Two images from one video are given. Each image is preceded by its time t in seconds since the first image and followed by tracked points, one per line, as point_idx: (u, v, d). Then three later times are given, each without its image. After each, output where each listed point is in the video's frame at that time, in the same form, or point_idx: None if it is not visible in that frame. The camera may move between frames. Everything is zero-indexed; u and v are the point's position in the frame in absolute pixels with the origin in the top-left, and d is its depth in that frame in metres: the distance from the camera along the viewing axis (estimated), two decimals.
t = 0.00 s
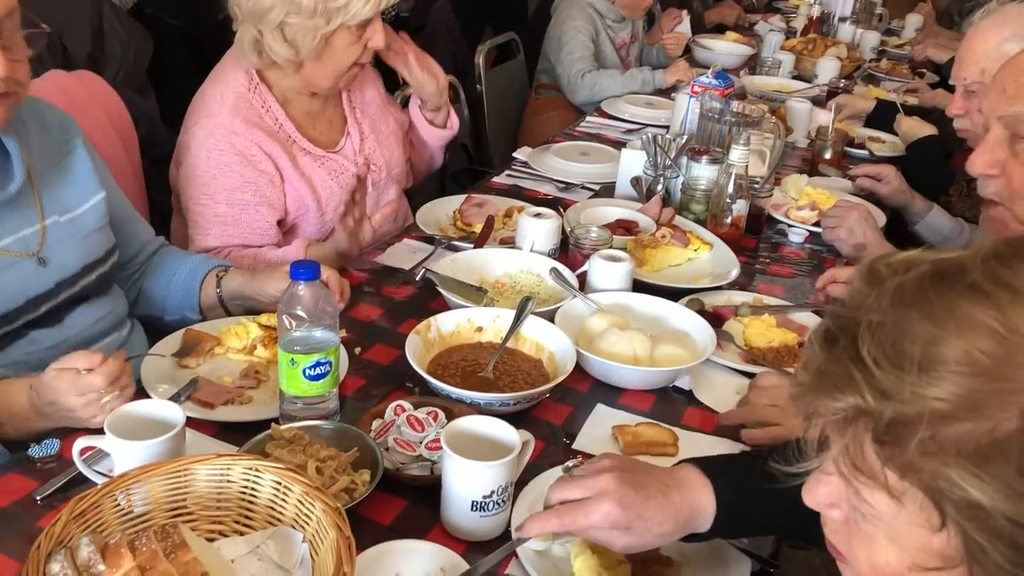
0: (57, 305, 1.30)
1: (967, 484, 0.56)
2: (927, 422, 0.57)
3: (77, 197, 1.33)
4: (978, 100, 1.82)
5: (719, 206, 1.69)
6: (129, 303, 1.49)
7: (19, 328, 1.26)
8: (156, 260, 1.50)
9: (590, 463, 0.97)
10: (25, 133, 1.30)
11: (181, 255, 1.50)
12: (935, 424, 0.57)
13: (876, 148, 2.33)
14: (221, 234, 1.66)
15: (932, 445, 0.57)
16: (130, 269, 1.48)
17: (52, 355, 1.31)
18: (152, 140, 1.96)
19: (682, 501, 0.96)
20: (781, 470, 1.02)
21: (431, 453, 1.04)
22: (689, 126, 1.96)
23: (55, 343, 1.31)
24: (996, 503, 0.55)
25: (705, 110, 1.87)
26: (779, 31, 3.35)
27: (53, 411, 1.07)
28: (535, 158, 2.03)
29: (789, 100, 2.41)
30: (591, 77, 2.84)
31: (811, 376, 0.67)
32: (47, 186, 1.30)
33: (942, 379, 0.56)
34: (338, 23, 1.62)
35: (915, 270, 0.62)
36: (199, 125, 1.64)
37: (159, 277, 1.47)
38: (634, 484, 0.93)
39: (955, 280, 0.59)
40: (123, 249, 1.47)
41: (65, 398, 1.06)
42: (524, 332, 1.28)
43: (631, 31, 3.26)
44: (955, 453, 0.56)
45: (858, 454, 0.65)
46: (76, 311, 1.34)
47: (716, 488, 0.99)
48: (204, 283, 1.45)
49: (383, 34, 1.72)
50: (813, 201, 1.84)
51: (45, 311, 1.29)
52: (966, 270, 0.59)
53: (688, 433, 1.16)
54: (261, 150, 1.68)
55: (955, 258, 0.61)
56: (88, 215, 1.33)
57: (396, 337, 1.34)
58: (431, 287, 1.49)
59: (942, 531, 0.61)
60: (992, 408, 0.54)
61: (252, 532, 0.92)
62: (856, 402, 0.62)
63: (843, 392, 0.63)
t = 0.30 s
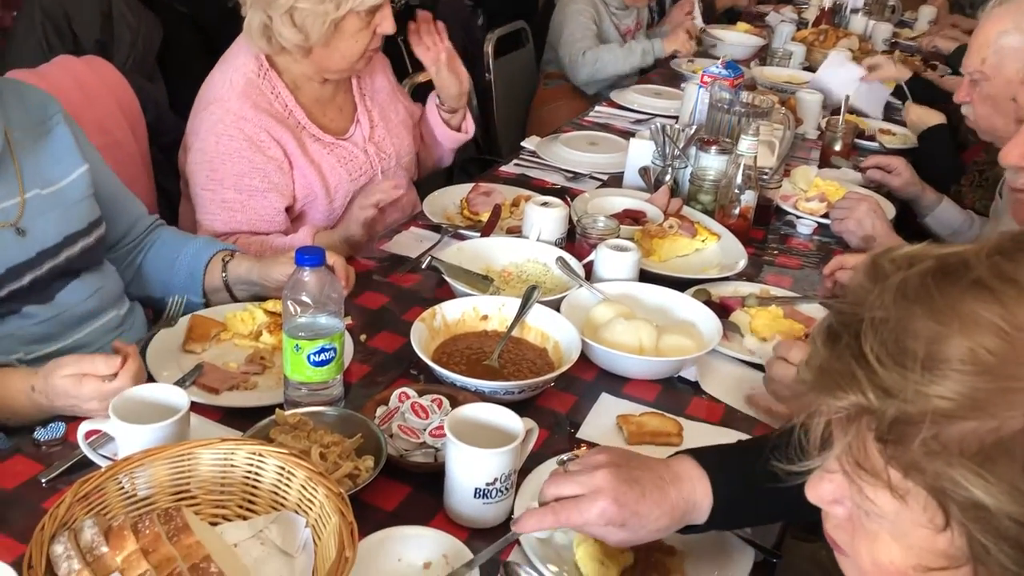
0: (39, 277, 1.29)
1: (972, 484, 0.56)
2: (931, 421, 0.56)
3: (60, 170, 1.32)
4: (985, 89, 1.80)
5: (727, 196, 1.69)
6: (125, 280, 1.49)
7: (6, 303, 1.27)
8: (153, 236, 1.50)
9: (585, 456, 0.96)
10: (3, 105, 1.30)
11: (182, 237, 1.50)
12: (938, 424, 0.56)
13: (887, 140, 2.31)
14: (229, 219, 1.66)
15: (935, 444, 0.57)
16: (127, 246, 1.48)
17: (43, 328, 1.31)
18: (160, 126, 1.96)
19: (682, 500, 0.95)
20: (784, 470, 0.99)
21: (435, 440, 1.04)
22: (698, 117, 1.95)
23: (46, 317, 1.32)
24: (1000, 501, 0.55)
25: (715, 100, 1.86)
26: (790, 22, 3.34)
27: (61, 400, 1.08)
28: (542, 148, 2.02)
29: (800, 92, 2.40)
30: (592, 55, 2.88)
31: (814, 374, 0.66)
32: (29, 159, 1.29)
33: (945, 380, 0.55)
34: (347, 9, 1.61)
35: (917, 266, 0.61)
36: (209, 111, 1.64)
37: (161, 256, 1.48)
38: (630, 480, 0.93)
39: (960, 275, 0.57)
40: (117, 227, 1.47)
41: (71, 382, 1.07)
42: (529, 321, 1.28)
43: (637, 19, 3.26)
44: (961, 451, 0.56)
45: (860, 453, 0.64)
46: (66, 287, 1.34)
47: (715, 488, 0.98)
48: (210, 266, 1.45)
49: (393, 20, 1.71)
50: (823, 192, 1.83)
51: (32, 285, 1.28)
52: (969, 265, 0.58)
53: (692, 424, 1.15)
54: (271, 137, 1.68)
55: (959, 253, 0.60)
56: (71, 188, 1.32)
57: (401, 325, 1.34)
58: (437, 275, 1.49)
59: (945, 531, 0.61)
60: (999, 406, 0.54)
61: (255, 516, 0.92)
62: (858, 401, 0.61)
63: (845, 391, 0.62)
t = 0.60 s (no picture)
0: (51, 259, 1.30)
1: (999, 467, 0.55)
2: (959, 405, 0.56)
3: (73, 152, 1.33)
4: (1004, 71, 1.79)
5: (741, 183, 1.68)
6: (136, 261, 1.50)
7: (18, 284, 1.27)
8: (164, 219, 1.50)
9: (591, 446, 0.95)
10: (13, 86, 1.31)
11: (193, 219, 1.50)
12: (966, 408, 0.55)
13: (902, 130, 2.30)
14: (242, 200, 1.66)
15: (963, 427, 0.56)
16: (138, 227, 1.49)
17: (54, 311, 1.32)
18: (173, 108, 1.96)
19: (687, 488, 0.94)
20: (805, 452, 0.97)
21: (445, 423, 1.04)
22: (712, 104, 1.94)
23: (59, 298, 1.32)
24: None
25: (728, 88, 1.84)
26: (805, 9, 3.31)
27: (73, 379, 1.08)
28: (555, 134, 2.02)
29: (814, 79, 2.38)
30: (591, 33, 2.95)
31: (838, 357, 0.65)
32: (40, 142, 1.30)
33: (975, 362, 0.54)
34: None
35: (945, 249, 0.61)
36: (224, 92, 1.64)
37: (171, 239, 1.48)
38: (632, 468, 0.91)
39: (992, 260, 0.57)
40: (127, 207, 1.47)
41: (84, 361, 1.07)
42: (540, 306, 1.28)
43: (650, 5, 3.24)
44: (988, 435, 0.55)
45: (883, 436, 0.63)
46: (80, 268, 1.35)
47: (723, 474, 0.96)
48: (222, 249, 1.45)
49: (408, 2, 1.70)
50: (837, 181, 1.82)
51: (47, 267, 1.30)
52: (1000, 250, 0.58)
53: (703, 411, 1.15)
54: (285, 119, 1.68)
55: (988, 236, 0.60)
56: (83, 169, 1.32)
57: (412, 309, 1.33)
58: (449, 260, 1.49)
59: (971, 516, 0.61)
60: None
61: (265, 496, 0.92)
62: (884, 383, 0.60)
63: (870, 373, 0.61)
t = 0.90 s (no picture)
0: (54, 236, 1.30)
1: None
2: (995, 381, 0.56)
3: (79, 129, 1.33)
4: None
5: (757, 170, 1.67)
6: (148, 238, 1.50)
7: (23, 265, 1.28)
8: (176, 199, 1.51)
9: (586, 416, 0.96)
10: (19, 62, 1.30)
11: (206, 200, 1.50)
12: (1003, 384, 0.55)
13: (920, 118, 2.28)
14: (259, 179, 1.66)
15: (998, 404, 0.56)
16: (154, 205, 1.49)
17: (62, 292, 1.33)
18: (188, 88, 1.96)
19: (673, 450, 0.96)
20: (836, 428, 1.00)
21: (457, 405, 1.05)
22: (729, 90, 1.94)
23: (67, 278, 1.33)
24: None
25: (746, 74, 1.83)
26: None
27: (87, 355, 1.09)
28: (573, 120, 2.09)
29: (832, 67, 2.37)
30: (607, 19, 2.93)
31: (870, 334, 0.66)
32: (47, 119, 1.30)
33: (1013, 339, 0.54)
34: None
35: (984, 227, 0.60)
36: (245, 70, 1.64)
37: (185, 218, 1.49)
38: (613, 423, 0.94)
39: None
40: (141, 184, 1.48)
41: (97, 338, 1.07)
42: (554, 291, 1.27)
43: None
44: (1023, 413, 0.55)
45: (914, 412, 0.63)
46: (87, 246, 1.35)
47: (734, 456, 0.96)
48: (238, 228, 1.45)
49: None
50: (854, 169, 1.81)
51: (52, 245, 1.31)
52: None
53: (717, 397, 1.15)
54: (303, 100, 1.67)
55: None
56: (90, 146, 1.33)
57: (425, 292, 1.33)
58: (462, 243, 1.49)
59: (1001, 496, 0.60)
60: None
61: (278, 474, 0.93)
62: (918, 358, 0.60)
63: (905, 348, 0.61)
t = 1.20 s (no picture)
0: (30, 223, 1.27)
1: None
2: None
3: (67, 111, 1.29)
4: None
5: (773, 157, 1.66)
6: (154, 216, 1.50)
7: (4, 254, 1.27)
8: (181, 175, 1.50)
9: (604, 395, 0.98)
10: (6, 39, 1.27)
11: (215, 177, 1.50)
12: None
13: (939, 107, 2.26)
14: (278, 159, 1.66)
15: None
16: (156, 183, 1.49)
17: (49, 279, 1.32)
18: (203, 66, 1.96)
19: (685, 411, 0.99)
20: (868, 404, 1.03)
21: (470, 386, 1.05)
22: (746, 76, 1.90)
23: (51, 267, 1.32)
24: None
25: (765, 59, 1.82)
26: None
27: (98, 329, 1.09)
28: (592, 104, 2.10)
29: (851, 53, 2.35)
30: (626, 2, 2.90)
31: (908, 304, 0.64)
32: (33, 101, 1.26)
33: None
34: None
35: None
36: (266, 49, 1.64)
37: (192, 196, 1.49)
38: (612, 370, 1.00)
39: None
40: (145, 162, 1.47)
41: (104, 310, 1.08)
42: (568, 275, 1.27)
43: None
44: None
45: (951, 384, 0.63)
46: (77, 229, 1.35)
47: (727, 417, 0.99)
48: (253, 207, 1.46)
49: None
50: (871, 157, 1.80)
51: (41, 229, 1.29)
52: None
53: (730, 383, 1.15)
54: (323, 81, 1.67)
55: None
56: (78, 129, 1.29)
57: (439, 274, 1.33)
58: (476, 225, 1.48)
59: None
60: None
61: (290, 452, 0.93)
62: (958, 331, 0.60)
63: (944, 320, 0.61)
